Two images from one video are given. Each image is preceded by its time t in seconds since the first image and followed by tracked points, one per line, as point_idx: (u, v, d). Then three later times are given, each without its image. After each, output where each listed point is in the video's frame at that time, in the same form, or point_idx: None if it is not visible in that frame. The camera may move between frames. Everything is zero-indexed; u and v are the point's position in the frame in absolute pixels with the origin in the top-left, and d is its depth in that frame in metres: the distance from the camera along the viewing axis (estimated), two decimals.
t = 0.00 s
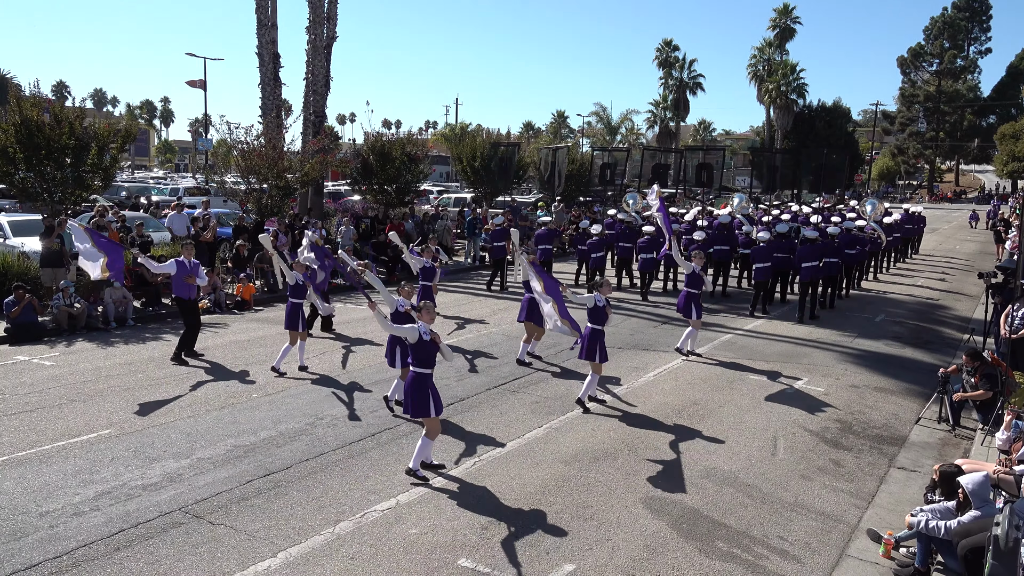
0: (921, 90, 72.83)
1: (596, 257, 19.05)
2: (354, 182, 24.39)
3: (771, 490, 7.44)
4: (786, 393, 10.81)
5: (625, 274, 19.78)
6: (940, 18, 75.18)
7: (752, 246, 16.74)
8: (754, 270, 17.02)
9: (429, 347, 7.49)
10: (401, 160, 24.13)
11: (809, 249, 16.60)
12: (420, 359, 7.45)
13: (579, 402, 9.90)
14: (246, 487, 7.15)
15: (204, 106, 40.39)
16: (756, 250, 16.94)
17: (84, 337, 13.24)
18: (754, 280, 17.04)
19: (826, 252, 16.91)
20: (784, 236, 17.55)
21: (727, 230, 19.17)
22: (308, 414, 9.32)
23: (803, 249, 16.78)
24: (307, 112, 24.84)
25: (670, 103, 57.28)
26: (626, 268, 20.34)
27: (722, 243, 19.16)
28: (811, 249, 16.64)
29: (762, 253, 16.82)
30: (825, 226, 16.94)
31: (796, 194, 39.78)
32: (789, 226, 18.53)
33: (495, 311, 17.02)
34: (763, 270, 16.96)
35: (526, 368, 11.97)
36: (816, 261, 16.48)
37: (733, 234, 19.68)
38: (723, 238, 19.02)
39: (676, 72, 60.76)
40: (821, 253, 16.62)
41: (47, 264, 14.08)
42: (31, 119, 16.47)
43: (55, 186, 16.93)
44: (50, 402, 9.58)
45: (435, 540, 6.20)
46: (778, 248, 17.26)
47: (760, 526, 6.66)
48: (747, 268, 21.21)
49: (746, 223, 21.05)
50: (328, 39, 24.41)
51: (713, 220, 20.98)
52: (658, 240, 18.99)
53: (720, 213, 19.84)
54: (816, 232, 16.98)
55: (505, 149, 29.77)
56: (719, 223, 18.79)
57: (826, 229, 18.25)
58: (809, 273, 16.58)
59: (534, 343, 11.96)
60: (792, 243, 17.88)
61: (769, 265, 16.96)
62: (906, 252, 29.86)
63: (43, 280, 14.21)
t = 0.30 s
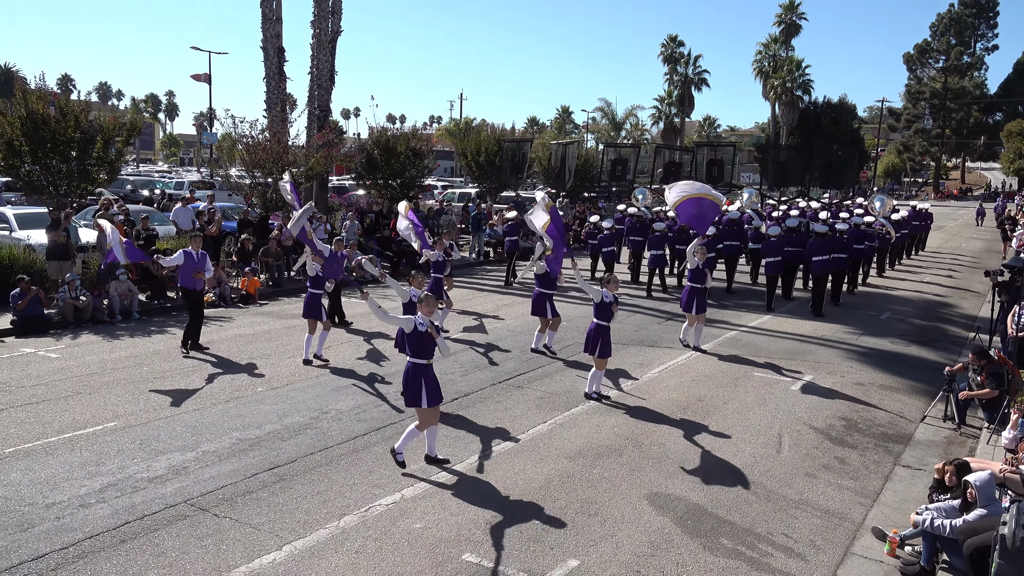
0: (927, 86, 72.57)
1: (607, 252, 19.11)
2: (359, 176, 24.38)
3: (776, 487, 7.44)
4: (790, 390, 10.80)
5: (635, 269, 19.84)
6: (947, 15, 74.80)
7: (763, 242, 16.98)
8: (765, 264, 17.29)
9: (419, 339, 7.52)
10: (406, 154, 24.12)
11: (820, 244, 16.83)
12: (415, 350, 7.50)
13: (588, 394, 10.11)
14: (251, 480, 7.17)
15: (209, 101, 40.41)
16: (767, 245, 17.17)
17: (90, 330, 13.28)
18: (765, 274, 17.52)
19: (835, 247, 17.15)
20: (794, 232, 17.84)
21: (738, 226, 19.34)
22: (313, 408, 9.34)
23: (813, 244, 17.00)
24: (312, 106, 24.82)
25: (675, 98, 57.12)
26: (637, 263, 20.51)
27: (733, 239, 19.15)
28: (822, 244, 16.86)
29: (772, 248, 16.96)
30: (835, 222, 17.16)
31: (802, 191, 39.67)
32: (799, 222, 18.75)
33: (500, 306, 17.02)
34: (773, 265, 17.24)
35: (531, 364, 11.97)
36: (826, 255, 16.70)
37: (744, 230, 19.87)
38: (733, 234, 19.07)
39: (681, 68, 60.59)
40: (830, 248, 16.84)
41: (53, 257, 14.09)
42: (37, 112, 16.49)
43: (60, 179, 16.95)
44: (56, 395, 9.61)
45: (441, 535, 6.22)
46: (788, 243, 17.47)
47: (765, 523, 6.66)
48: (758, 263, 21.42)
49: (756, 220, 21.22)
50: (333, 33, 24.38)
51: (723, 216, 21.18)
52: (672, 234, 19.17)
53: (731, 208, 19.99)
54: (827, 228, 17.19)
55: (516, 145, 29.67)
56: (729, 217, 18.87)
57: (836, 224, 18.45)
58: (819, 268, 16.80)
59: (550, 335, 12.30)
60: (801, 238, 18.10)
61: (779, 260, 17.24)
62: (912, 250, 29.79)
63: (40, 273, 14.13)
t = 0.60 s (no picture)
0: (933, 89, 72.40)
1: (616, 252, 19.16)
2: (364, 176, 24.39)
3: (780, 490, 7.43)
4: (793, 392, 10.78)
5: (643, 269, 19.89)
6: (953, 17, 74.59)
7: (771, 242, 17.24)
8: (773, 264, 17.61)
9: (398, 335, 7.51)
10: (411, 155, 24.14)
11: (827, 245, 17.05)
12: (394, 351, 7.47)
13: (590, 396, 10.14)
14: (254, 479, 7.18)
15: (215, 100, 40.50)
16: (775, 245, 17.48)
17: (94, 328, 13.31)
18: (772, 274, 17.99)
19: (843, 247, 17.40)
20: (801, 232, 18.10)
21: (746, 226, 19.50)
22: (316, 407, 9.37)
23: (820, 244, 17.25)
24: (318, 106, 24.85)
25: (680, 100, 57.07)
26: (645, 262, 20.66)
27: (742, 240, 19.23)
28: (829, 245, 17.09)
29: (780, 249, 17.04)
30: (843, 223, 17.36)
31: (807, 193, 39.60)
32: (807, 223, 18.98)
33: (504, 307, 17.03)
34: (781, 265, 17.52)
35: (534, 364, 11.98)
36: (833, 256, 16.95)
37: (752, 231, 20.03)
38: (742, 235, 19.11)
39: (686, 69, 60.53)
40: (838, 248, 17.09)
41: (58, 256, 14.12)
42: (44, 110, 16.56)
43: (66, 177, 17.00)
44: (60, 392, 9.65)
45: (443, 535, 6.22)
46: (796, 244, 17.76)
47: (767, 524, 6.66)
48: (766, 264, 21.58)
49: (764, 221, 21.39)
50: (339, 33, 24.40)
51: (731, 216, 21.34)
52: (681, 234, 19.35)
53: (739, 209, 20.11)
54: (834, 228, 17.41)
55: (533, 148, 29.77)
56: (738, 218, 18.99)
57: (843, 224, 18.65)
58: (827, 268, 17.06)
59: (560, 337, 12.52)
60: (809, 239, 18.33)
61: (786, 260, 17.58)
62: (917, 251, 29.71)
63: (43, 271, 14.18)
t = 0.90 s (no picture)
0: (935, 93, 72.43)
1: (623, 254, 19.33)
2: (366, 179, 24.45)
3: (783, 494, 7.42)
4: (795, 396, 10.78)
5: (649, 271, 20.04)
6: (955, 21, 74.58)
7: (778, 245, 17.43)
8: (778, 266, 17.84)
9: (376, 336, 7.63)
10: (413, 158, 24.18)
11: (833, 248, 17.25)
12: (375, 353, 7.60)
13: (592, 399, 10.14)
14: (256, 482, 7.19)
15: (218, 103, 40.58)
16: (781, 248, 17.70)
17: (97, 331, 13.34)
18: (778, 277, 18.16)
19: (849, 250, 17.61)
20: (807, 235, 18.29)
21: (752, 230, 19.65)
22: (318, 410, 9.37)
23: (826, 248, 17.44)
24: (320, 109, 24.90)
25: (682, 103, 57.10)
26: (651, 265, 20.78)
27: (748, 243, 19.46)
28: (835, 247, 17.29)
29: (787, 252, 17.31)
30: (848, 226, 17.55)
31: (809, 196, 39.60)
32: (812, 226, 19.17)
33: (506, 310, 17.04)
34: (787, 268, 17.73)
35: (536, 367, 12.00)
36: (839, 258, 17.15)
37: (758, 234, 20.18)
38: (749, 238, 19.30)
39: (688, 73, 60.55)
40: (843, 251, 17.29)
41: (62, 258, 14.16)
42: (48, 113, 16.60)
43: (69, 180, 17.05)
44: (63, 395, 9.66)
45: (445, 538, 6.21)
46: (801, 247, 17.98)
47: (769, 528, 6.66)
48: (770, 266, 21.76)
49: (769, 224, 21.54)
50: (341, 37, 24.46)
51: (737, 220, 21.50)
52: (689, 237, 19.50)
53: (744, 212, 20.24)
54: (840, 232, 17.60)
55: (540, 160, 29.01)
56: (744, 221, 19.11)
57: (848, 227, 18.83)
58: (832, 270, 17.27)
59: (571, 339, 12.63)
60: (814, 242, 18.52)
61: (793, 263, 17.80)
62: (920, 255, 29.71)
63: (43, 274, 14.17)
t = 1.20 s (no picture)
0: (944, 92, 72.10)
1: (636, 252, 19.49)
2: (373, 180, 24.55)
3: (790, 495, 7.40)
4: (803, 397, 10.75)
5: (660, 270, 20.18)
6: (964, 20, 74.17)
7: (791, 243, 17.69)
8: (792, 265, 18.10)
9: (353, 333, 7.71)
10: (419, 158, 24.20)
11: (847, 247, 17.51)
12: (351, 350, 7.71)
13: (598, 399, 10.12)
14: (264, 482, 7.20)
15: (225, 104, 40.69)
16: (795, 246, 17.96)
17: (105, 331, 13.40)
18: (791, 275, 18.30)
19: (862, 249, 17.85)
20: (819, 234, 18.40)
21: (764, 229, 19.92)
22: (325, 410, 9.38)
23: (840, 247, 17.71)
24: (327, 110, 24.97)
25: (689, 103, 56.97)
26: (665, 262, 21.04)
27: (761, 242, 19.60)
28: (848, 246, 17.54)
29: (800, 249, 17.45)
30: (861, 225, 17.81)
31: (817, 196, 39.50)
32: (825, 225, 19.42)
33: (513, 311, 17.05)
34: (800, 266, 17.98)
35: (542, 367, 11.99)
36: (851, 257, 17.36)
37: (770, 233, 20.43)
38: (761, 237, 19.47)
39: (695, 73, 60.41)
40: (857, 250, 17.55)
41: (71, 259, 14.22)
42: (56, 115, 16.67)
43: (77, 181, 17.12)
44: (71, 395, 9.71)
45: (452, 539, 6.21)
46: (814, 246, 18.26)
47: (776, 529, 6.64)
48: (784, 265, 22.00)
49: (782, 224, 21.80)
50: (348, 38, 24.51)
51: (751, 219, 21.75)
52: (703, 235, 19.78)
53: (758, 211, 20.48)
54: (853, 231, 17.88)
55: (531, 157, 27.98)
56: (757, 220, 19.36)
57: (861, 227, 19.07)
58: (846, 269, 17.52)
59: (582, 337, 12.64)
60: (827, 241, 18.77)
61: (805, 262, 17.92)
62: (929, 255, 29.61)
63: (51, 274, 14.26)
